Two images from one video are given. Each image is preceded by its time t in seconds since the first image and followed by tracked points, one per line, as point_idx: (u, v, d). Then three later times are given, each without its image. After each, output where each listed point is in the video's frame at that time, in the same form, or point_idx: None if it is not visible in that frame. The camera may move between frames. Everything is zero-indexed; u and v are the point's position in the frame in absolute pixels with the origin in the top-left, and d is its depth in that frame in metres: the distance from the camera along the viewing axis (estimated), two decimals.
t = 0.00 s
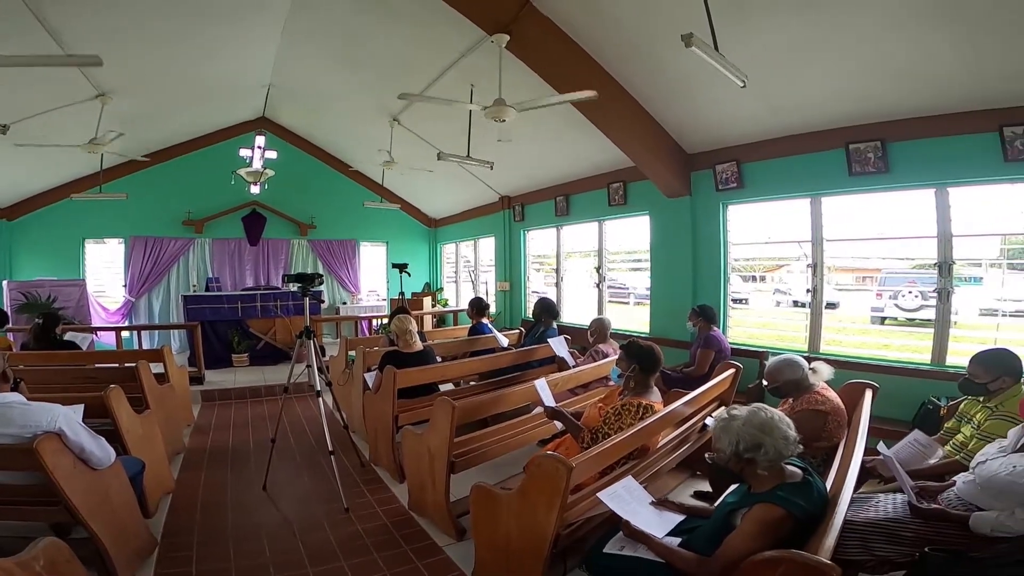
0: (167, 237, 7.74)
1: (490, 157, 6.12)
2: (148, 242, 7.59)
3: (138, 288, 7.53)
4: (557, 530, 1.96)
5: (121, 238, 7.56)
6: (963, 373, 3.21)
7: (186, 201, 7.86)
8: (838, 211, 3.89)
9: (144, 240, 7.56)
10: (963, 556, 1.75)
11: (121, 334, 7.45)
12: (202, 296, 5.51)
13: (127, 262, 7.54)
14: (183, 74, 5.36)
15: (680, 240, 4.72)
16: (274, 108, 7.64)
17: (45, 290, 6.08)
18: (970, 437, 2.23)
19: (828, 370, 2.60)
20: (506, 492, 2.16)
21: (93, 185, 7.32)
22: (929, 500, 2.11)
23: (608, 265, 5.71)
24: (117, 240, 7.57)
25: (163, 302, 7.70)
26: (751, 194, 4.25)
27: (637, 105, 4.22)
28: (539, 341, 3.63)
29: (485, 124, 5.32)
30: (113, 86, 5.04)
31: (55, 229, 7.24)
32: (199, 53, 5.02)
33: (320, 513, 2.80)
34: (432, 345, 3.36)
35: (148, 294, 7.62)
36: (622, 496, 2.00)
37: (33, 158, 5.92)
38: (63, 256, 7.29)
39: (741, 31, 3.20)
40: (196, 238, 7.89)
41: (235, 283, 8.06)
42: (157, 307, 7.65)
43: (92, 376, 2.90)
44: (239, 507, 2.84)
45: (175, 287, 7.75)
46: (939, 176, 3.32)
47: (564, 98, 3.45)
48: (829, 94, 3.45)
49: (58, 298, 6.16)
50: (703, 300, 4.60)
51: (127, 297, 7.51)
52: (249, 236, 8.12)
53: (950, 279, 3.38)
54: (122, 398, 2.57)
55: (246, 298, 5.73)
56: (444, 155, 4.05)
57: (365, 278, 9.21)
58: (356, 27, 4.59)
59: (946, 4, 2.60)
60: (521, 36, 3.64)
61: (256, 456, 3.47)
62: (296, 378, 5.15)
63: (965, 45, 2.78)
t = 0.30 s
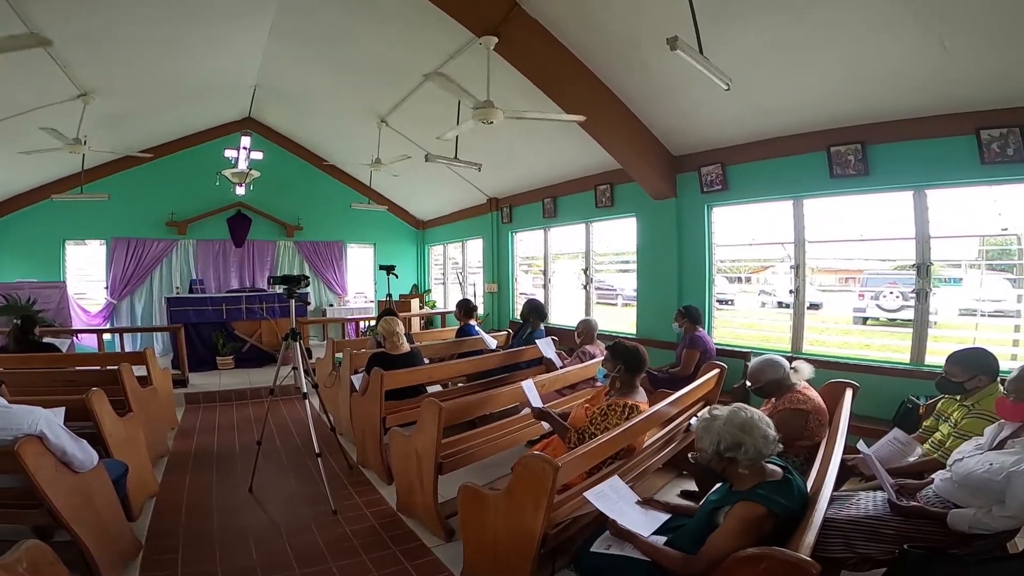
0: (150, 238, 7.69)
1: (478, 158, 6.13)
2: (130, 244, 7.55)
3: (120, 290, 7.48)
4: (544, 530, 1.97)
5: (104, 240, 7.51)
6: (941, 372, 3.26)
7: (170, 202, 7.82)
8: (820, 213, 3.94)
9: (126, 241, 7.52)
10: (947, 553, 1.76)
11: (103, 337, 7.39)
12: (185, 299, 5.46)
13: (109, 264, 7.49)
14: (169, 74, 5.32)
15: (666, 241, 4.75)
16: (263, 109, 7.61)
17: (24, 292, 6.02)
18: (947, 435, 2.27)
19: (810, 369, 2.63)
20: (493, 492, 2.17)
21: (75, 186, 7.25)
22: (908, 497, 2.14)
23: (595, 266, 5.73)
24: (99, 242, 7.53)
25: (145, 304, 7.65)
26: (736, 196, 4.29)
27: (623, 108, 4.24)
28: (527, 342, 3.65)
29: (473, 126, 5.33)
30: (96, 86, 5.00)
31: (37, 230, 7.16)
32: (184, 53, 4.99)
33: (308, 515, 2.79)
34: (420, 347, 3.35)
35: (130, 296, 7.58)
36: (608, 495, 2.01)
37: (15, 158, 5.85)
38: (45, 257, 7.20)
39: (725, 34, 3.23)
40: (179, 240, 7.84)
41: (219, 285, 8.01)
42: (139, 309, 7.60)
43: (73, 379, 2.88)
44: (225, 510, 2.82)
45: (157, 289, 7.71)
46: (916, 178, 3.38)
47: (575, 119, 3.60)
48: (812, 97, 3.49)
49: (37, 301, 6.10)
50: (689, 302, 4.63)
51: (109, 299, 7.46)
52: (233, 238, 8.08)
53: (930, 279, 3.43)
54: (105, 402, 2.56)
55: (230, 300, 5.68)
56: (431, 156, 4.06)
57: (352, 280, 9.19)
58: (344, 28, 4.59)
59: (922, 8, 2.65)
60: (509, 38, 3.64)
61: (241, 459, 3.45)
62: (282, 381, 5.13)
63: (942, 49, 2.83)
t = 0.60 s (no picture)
0: (139, 240, 7.65)
1: (469, 160, 6.14)
2: (119, 246, 7.50)
3: (108, 293, 7.42)
4: (535, 530, 1.98)
5: (91, 242, 7.46)
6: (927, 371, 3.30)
7: (158, 204, 7.78)
8: (808, 214, 3.98)
9: (114, 243, 7.47)
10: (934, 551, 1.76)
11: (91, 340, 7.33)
12: (174, 301, 5.40)
13: (97, 266, 7.44)
14: (159, 75, 5.31)
15: (657, 242, 4.77)
16: (256, 110, 7.59)
17: (11, 294, 5.97)
18: (934, 433, 2.29)
19: (798, 368, 2.66)
20: (485, 492, 2.17)
21: (60, 187, 7.19)
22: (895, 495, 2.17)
23: (587, 268, 5.75)
24: (87, 244, 7.48)
25: (134, 306, 7.61)
26: (725, 197, 4.31)
27: (614, 109, 4.25)
28: (519, 343, 3.66)
29: (464, 127, 5.34)
30: (84, 86, 4.97)
31: (25, 231, 7.10)
32: (174, 54, 4.97)
33: (300, 517, 2.78)
34: (412, 348, 3.35)
35: (118, 298, 7.53)
36: (599, 494, 2.02)
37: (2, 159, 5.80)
38: (32, 259, 7.13)
39: (715, 36, 3.24)
40: (168, 241, 7.80)
41: (209, 287, 7.98)
42: (127, 312, 7.55)
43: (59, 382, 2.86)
44: (216, 512, 2.82)
45: (146, 291, 7.66)
46: (902, 179, 3.42)
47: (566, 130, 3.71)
48: (800, 98, 3.52)
49: (25, 303, 6.06)
50: (680, 302, 4.66)
51: (97, 302, 7.40)
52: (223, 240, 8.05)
53: (917, 279, 3.47)
54: (93, 404, 2.56)
55: (220, 302, 5.61)
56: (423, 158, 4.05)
57: (344, 282, 9.18)
58: (336, 29, 4.59)
59: (907, 10, 2.67)
60: (501, 39, 3.64)
61: (232, 461, 3.44)
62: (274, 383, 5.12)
63: (927, 50, 2.86)
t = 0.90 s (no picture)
0: (131, 243, 7.63)
1: (464, 162, 6.15)
2: (111, 249, 7.48)
3: (100, 296, 7.40)
4: (530, 531, 1.98)
5: (82, 244, 7.43)
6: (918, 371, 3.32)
7: (150, 206, 7.77)
8: (799, 215, 4.00)
9: (106, 246, 7.45)
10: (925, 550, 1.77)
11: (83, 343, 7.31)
12: (167, 303, 5.39)
13: (89, 269, 7.41)
14: (153, 77, 5.30)
15: (650, 244, 4.79)
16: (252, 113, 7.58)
17: (3, 297, 5.96)
18: (925, 434, 2.30)
19: (790, 369, 2.67)
20: (480, 494, 2.18)
21: (52, 189, 7.16)
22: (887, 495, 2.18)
23: (581, 269, 5.76)
24: (79, 247, 7.46)
25: (127, 309, 7.59)
26: (719, 198, 4.34)
27: (608, 110, 4.27)
28: (514, 345, 3.66)
29: (459, 130, 5.36)
30: (77, 87, 4.96)
31: (17, 234, 7.07)
32: (167, 55, 4.97)
33: (295, 519, 2.78)
34: (407, 351, 3.35)
35: (111, 301, 7.50)
36: (593, 495, 2.03)
37: None
38: (23, 262, 7.10)
39: (707, 38, 3.26)
40: (161, 244, 7.79)
41: (202, 290, 7.97)
42: (120, 315, 7.53)
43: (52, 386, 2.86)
44: (210, 515, 2.81)
45: (139, 294, 7.64)
46: (892, 180, 3.45)
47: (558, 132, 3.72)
48: (792, 100, 3.54)
49: (17, 306, 6.04)
50: (674, 304, 4.67)
51: (89, 305, 7.38)
52: (217, 243, 8.03)
53: (908, 279, 3.49)
54: (86, 408, 2.55)
55: (214, 305, 5.68)
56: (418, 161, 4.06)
57: (338, 285, 9.18)
58: (330, 31, 4.59)
59: (897, 12, 2.69)
60: (495, 42, 3.65)
61: (226, 464, 3.43)
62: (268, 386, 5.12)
63: (916, 52, 2.89)
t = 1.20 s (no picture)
0: (120, 243, 7.57)
1: (456, 162, 6.15)
2: (100, 249, 7.42)
3: (89, 296, 7.34)
4: (523, 531, 1.99)
5: (70, 244, 7.37)
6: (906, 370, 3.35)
7: (139, 206, 7.72)
8: (789, 215, 4.03)
9: (95, 246, 7.39)
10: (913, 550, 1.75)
11: (72, 343, 7.26)
12: (157, 304, 5.36)
13: (77, 269, 7.35)
14: (143, 76, 5.27)
15: (643, 244, 4.80)
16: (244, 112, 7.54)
17: None
18: (912, 432, 2.31)
19: (780, 367, 2.69)
20: (473, 493, 2.18)
21: (40, 189, 7.11)
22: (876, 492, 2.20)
23: (574, 269, 5.77)
24: (67, 247, 7.40)
25: (116, 309, 7.54)
26: (710, 198, 4.36)
27: (600, 110, 4.27)
28: (507, 345, 3.67)
29: (451, 130, 5.35)
30: (65, 87, 4.93)
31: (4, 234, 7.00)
32: (157, 54, 4.93)
33: (287, 520, 2.77)
34: (399, 351, 3.35)
35: (100, 301, 7.45)
36: (586, 494, 2.04)
37: None
38: (10, 262, 7.03)
39: (698, 39, 3.27)
40: (150, 244, 7.74)
41: (192, 290, 7.93)
42: (109, 315, 7.48)
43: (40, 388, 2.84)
44: (202, 516, 2.80)
45: (129, 294, 7.59)
46: (880, 181, 3.48)
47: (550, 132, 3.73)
48: (784, 101, 3.56)
49: (4, 307, 6.00)
50: (666, 303, 4.68)
51: (78, 305, 7.32)
52: (207, 243, 8.00)
53: (898, 278, 3.52)
54: (75, 410, 2.54)
55: (205, 306, 5.62)
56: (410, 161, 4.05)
57: (330, 284, 9.15)
58: (322, 30, 4.57)
59: (886, 13, 2.71)
60: (488, 42, 3.64)
61: (217, 465, 3.42)
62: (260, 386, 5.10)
63: (905, 53, 2.91)
